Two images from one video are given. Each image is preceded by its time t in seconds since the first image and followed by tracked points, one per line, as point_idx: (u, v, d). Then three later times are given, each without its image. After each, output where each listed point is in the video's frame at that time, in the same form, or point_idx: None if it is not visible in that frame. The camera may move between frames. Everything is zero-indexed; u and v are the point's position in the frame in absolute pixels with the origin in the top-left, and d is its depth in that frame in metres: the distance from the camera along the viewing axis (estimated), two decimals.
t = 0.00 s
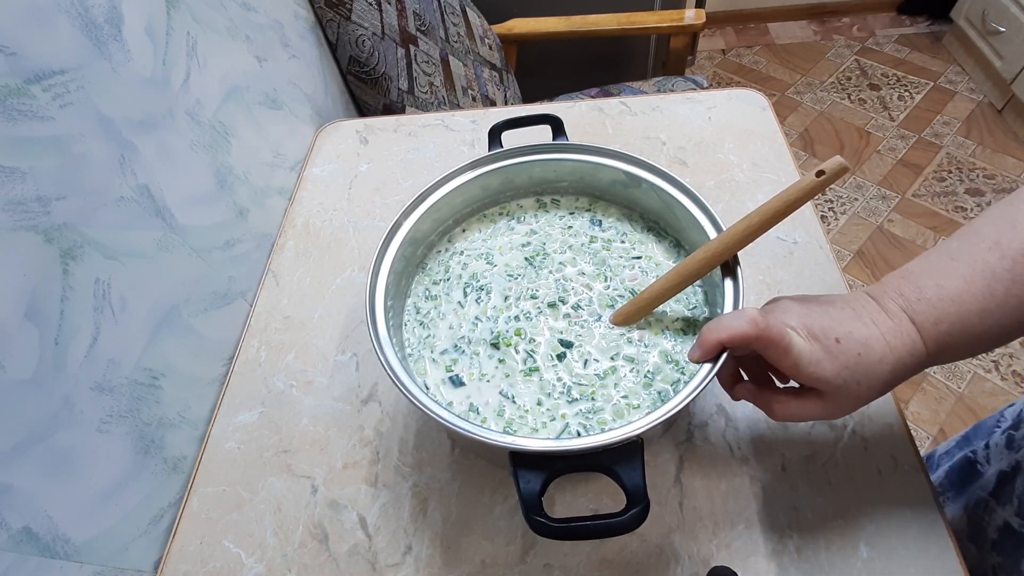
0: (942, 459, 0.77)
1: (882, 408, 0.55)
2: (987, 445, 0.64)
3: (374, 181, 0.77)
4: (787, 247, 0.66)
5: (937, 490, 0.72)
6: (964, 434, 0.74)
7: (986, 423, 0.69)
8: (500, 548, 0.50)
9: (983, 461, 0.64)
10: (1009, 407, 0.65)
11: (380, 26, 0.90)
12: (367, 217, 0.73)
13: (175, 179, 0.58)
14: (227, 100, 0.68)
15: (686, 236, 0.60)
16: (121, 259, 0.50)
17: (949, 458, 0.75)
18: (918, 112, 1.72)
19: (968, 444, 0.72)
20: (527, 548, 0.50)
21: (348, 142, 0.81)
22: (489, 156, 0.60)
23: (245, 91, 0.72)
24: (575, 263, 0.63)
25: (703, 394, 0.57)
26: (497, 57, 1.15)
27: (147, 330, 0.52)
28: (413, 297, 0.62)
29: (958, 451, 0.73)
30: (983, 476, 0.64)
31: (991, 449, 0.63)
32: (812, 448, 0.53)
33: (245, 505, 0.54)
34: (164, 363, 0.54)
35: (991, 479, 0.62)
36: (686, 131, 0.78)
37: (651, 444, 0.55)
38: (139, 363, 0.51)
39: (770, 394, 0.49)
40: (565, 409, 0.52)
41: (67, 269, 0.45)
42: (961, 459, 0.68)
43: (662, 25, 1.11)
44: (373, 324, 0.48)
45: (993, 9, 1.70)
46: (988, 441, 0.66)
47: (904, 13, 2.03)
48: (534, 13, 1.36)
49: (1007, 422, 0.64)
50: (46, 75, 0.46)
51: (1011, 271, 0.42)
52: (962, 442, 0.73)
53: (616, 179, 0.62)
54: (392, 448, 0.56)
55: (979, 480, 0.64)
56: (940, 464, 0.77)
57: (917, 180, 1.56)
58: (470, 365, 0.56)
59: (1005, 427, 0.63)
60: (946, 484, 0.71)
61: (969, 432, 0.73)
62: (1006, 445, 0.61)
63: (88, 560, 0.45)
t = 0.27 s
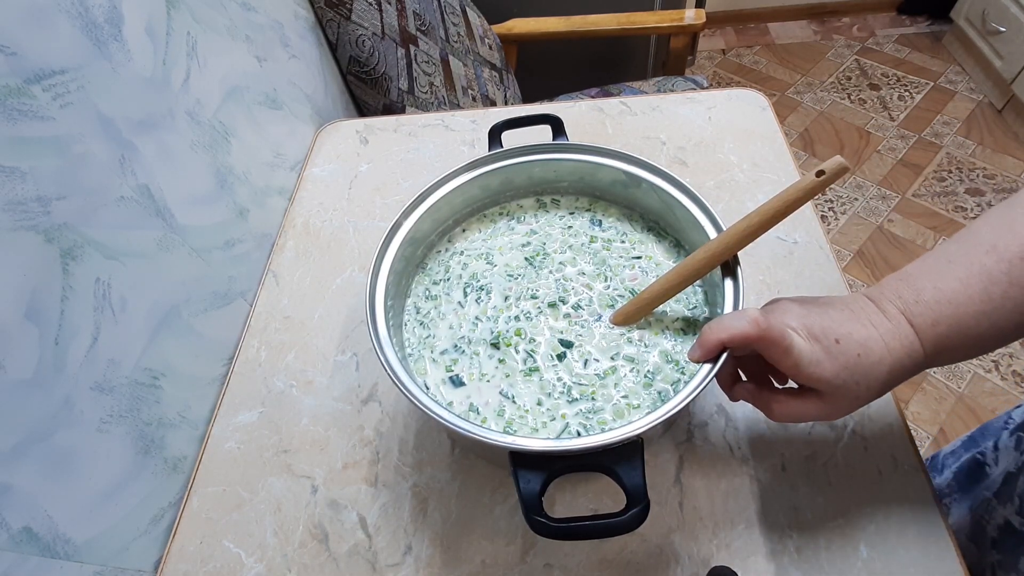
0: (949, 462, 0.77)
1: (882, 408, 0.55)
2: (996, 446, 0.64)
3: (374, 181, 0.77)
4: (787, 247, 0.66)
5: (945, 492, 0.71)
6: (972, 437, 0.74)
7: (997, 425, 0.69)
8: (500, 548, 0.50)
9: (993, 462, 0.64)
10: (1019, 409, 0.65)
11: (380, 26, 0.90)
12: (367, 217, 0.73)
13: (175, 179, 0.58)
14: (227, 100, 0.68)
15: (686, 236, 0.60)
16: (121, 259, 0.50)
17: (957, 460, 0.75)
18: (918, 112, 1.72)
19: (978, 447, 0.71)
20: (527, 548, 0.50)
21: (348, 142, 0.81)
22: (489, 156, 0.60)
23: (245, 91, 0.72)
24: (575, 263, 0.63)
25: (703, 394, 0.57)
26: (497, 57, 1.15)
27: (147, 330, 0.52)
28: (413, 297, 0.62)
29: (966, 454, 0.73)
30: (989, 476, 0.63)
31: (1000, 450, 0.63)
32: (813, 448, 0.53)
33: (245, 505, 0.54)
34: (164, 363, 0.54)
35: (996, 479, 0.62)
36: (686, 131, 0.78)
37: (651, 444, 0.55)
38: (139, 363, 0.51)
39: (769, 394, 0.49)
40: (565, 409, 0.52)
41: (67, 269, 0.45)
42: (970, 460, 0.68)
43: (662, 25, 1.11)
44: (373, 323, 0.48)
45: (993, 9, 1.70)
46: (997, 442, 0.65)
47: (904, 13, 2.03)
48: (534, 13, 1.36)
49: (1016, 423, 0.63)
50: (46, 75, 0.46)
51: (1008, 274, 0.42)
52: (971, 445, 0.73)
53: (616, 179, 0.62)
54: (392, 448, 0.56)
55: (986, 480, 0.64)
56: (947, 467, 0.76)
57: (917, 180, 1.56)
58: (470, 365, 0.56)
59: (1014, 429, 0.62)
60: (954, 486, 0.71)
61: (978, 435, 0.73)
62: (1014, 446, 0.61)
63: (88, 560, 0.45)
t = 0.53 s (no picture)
0: (952, 463, 0.77)
1: (882, 409, 0.55)
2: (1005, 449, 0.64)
3: (374, 181, 0.77)
4: (787, 247, 0.66)
5: (954, 496, 0.71)
6: (977, 438, 0.74)
7: (1003, 427, 0.68)
8: (500, 548, 0.50)
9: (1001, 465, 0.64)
10: None
11: (380, 26, 0.90)
12: (367, 217, 0.73)
13: (175, 179, 0.58)
14: (227, 100, 0.68)
15: (686, 236, 0.60)
16: (121, 259, 0.50)
17: (961, 462, 0.74)
18: (918, 112, 1.72)
19: (985, 449, 0.71)
20: (527, 548, 0.50)
21: (348, 142, 0.81)
22: (489, 156, 0.60)
23: (245, 91, 0.71)
24: (575, 263, 0.63)
25: (703, 394, 0.57)
26: (497, 57, 1.15)
27: (147, 330, 0.52)
28: (413, 297, 0.62)
29: (973, 456, 0.73)
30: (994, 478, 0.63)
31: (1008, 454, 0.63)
32: (813, 448, 0.53)
33: (245, 505, 0.54)
34: (164, 363, 0.54)
35: (1001, 481, 0.61)
36: (686, 131, 0.78)
37: (651, 444, 0.55)
38: (139, 363, 0.51)
39: (768, 394, 0.49)
40: (565, 409, 0.52)
41: (67, 269, 0.45)
42: (979, 463, 0.68)
43: (662, 25, 1.11)
44: (373, 323, 0.48)
45: (993, 9, 1.70)
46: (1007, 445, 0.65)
47: (904, 13, 2.03)
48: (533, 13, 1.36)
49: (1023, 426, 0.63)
50: (46, 75, 0.46)
51: (1004, 279, 0.42)
52: (977, 447, 0.73)
53: (616, 179, 0.62)
54: (392, 448, 0.56)
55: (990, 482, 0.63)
56: (951, 469, 0.76)
57: (917, 180, 1.56)
58: (470, 365, 0.56)
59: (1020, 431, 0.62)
60: (964, 490, 0.71)
61: (984, 437, 0.72)
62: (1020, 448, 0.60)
63: (88, 560, 0.45)
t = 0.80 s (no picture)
0: (953, 463, 0.77)
1: (882, 408, 0.55)
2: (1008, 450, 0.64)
3: (374, 181, 0.77)
4: (787, 247, 0.66)
5: (957, 497, 0.72)
6: (979, 437, 0.74)
7: (1005, 427, 0.68)
8: (500, 548, 0.50)
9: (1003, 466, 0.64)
10: None
11: (380, 26, 0.90)
12: (367, 217, 0.73)
13: (175, 179, 0.58)
14: (227, 100, 0.68)
15: (686, 236, 0.60)
16: (121, 259, 0.50)
17: (963, 462, 0.74)
18: (918, 112, 1.72)
19: (987, 449, 0.71)
20: (527, 548, 0.50)
21: (348, 142, 0.81)
22: (489, 156, 0.60)
23: (245, 91, 0.71)
24: (575, 263, 0.63)
25: (703, 394, 0.57)
26: (497, 57, 1.15)
27: (147, 330, 0.52)
28: (413, 297, 0.62)
29: (975, 456, 0.73)
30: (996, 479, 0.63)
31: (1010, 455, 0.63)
32: (813, 448, 0.53)
33: (245, 505, 0.54)
34: (164, 363, 0.54)
35: (1002, 481, 0.61)
36: (686, 131, 0.78)
37: (651, 444, 0.55)
38: (139, 363, 0.51)
39: (768, 393, 0.49)
40: (565, 409, 0.52)
41: (67, 268, 0.45)
42: (984, 465, 0.68)
43: (662, 25, 1.11)
44: (373, 323, 0.48)
45: (993, 9, 1.70)
46: (1011, 447, 0.65)
47: (904, 13, 2.03)
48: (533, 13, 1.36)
49: None
50: (46, 75, 0.46)
51: (1000, 281, 0.42)
52: (978, 447, 0.73)
53: (616, 179, 0.62)
54: (392, 448, 0.56)
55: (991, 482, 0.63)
56: (952, 468, 0.76)
57: (917, 180, 1.55)
58: (470, 365, 0.56)
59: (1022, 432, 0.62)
60: (967, 491, 0.71)
61: (985, 437, 0.72)
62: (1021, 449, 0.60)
63: (88, 560, 0.45)
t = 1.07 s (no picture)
0: (950, 463, 0.77)
1: (882, 408, 0.55)
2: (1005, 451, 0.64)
3: (374, 181, 0.77)
4: (787, 247, 0.66)
5: (954, 497, 0.72)
6: (976, 438, 0.74)
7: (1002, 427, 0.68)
8: (500, 548, 0.50)
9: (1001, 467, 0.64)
10: None
11: (380, 26, 0.90)
12: (367, 217, 0.73)
13: (175, 179, 0.58)
14: (227, 100, 0.68)
15: (686, 236, 0.60)
16: (122, 259, 0.50)
17: (960, 462, 0.74)
18: (918, 112, 1.72)
19: (984, 449, 0.71)
20: (527, 548, 0.50)
21: (348, 142, 0.81)
22: (489, 155, 0.60)
23: (245, 91, 0.71)
24: (575, 263, 0.63)
25: (703, 394, 0.57)
26: (497, 57, 1.15)
27: (147, 330, 0.52)
28: (413, 297, 0.62)
29: (972, 456, 0.73)
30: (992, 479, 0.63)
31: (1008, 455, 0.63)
32: (812, 448, 0.53)
33: (245, 505, 0.54)
34: (164, 363, 0.54)
35: (999, 482, 0.61)
36: (686, 131, 0.78)
37: (651, 444, 0.55)
38: (139, 363, 0.51)
39: (768, 393, 0.49)
40: (565, 409, 0.52)
41: (67, 268, 0.45)
42: (983, 466, 0.69)
43: (662, 25, 1.11)
44: (373, 324, 0.48)
45: (993, 9, 1.70)
46: (1009, 447, 0.65)
47: (904, 13, 2.03)
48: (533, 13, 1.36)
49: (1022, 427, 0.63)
50: (46, 75, 0.46)
51: (996, 282, 0.42)
52: (976, 447, 0.73)
53: (616, 179, 0.62)
54: (392, 448, 0.56)
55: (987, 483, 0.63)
56: (949, 468, 0.76)
57: (917, 180, 1.55)
58: (470, 365, 0.56)
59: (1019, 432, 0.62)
60: (965, 492, 0.71)
61: (983, 437, 0.72)
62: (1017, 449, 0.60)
63: (88, 560, 0.45)
